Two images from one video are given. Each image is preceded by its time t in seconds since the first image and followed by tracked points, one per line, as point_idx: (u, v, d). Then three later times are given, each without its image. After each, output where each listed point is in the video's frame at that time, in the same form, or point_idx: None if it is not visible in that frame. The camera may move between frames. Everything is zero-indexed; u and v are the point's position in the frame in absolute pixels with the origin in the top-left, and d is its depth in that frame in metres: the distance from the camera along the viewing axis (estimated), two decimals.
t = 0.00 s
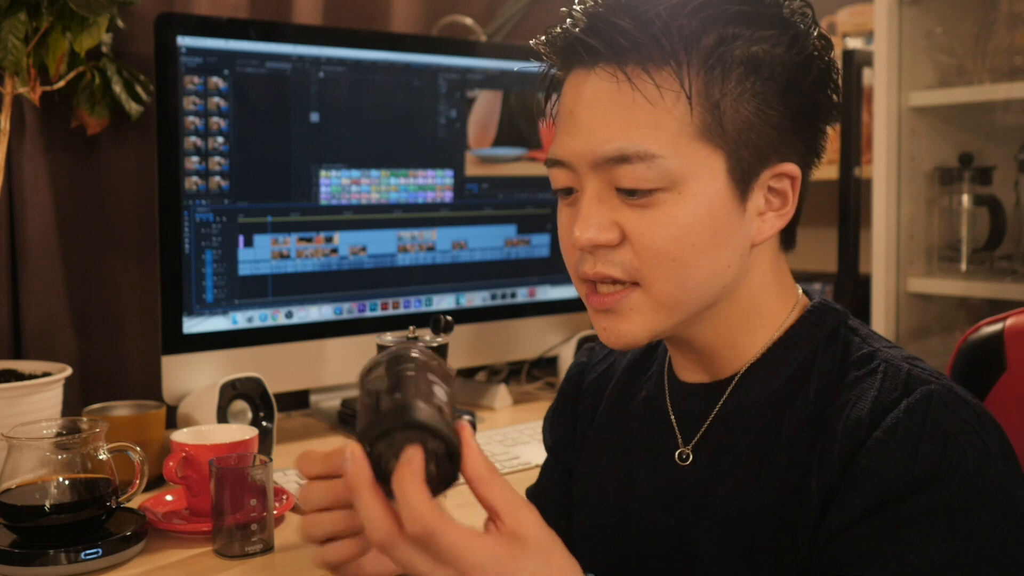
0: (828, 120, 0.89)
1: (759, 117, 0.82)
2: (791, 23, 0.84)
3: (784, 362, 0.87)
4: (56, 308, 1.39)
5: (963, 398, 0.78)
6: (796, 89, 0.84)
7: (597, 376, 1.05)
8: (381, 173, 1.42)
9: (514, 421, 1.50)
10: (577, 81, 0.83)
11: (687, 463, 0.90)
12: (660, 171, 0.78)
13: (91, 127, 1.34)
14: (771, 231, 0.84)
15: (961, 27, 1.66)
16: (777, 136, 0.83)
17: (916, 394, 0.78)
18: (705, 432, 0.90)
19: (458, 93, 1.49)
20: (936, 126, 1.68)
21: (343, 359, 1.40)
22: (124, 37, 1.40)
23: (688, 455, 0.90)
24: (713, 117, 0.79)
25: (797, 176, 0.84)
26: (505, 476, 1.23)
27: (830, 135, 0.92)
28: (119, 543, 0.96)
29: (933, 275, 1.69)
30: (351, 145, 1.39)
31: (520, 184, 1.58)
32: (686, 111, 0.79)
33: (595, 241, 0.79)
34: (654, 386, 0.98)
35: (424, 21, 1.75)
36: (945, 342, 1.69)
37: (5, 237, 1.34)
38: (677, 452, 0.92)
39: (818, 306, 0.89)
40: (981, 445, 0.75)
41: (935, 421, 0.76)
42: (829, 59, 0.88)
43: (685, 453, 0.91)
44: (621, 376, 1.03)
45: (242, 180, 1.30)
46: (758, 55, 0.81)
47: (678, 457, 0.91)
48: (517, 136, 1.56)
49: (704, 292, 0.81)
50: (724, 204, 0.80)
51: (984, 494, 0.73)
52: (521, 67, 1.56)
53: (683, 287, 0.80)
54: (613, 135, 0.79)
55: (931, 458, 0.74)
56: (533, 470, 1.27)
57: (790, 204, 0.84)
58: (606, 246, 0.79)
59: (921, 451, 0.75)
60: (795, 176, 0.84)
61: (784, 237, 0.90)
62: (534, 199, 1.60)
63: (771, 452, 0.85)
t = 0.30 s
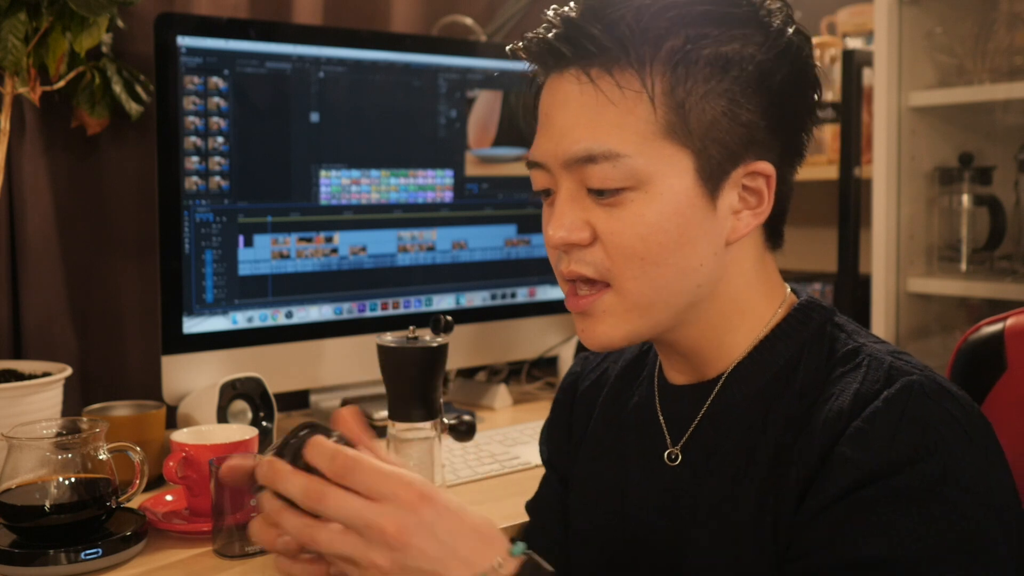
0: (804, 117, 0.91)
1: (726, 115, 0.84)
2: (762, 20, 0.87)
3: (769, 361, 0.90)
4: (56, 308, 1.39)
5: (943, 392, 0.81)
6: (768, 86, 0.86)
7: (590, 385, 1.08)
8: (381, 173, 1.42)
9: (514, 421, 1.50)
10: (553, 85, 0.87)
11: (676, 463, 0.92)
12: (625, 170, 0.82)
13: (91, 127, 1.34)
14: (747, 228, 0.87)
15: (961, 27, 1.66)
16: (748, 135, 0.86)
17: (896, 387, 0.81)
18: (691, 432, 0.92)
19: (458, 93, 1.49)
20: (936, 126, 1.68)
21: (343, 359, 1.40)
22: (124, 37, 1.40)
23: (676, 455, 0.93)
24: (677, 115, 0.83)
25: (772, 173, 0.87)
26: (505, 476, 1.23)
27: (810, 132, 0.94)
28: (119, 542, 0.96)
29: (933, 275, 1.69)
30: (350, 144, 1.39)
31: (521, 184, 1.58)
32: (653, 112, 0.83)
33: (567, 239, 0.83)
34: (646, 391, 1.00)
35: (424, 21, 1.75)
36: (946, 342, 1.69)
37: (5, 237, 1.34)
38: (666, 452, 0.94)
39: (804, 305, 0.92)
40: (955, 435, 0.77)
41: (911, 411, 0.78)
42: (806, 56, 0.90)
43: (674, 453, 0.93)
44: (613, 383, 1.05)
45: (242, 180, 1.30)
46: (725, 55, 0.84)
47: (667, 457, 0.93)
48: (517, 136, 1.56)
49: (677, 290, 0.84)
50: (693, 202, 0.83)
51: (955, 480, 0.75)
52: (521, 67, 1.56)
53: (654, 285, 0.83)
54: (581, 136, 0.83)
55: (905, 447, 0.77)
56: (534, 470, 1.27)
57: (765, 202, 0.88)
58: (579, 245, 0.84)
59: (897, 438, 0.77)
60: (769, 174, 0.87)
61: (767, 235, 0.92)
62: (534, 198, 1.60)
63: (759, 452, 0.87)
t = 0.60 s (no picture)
0: (765, 119, 0.92)
1: (673, 119, 0.86)
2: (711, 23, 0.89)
3: (734, 360, 0.90)
4: (56, 308, 1.39)
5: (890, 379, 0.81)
6: (720, 87, 0.87)
7: (584, 393, 1.09)
8: (381, 173, 1.42)
9: (514, 421, 1.50)
10: (511, 102, 0.91)
11: (650, 463, 0.94)
12: (575, 179, 0.85)
13: (91, 127, 1.34)
14: (706, 228, 0.88)
15: (961, 27, 1.67)
16: (698, 136, 0.87)
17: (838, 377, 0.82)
18: (665, 428, 0.94)
19: (458, 93, 1.49)
20: (936, 126, 1.68)
21: (343, 359, 1.40)
22: (124, 37, 1.40)
23: (652, 455, 0.94)
24: (621, 124, 0.85)
25: (725, 173, 0.88)
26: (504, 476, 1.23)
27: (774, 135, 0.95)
28: (119, 542, 0.96)
29: (933, 275, 1.69)
30: (350, 144, 1.39)
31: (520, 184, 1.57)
32: (600, 122, 0.85)
33: (528, 248, 0.87)
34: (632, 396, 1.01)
35: (424, 21, 1.75)
36: (946, 342, 1.69)
37: (5, 237, 1.33)
38: (642, 452, 0.95)
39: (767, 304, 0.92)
40: (897, 418, 0.78)
41: (851, 401, 0.79)
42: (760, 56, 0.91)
43: (649, 453, 0.94)
44: (605, 388, 1.06)
45: (242, 180, 1.30)
46: (671, 61, 0.86)
47: (642, 457, 0.95)
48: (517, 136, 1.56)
49: (633, 292, 0.87)
50: (642, 207, 0.85)
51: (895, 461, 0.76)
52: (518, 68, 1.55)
53: (610, 287, 0.86)
54: (532, 149, 0.86)
55: (843, 432, 0.78)
56: (534, 470, 1.27)
57: (722, 201, 0.88)
58: (540, 253, 0.88)
59: (835, 426, 0.79)
60: (724, 174, 0.88)
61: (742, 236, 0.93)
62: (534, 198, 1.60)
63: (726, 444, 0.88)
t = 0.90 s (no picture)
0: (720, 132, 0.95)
1: (658, 125, 0.87)
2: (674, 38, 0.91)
3: (708, 361, 0.90)
4: (56, 307, 1.39)
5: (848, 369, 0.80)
6: (689, 99, 0.90)
7: (574, 404, 1.11)
8: (381, 173, 1.42)
9: (514, 421, 1.50)
10: (485, 116, 0.88)
11: (635, 474, 0.94)
12: (575, 179, 0.83)
13: (91, 127, 1.34)
14: (688, 232, 0.89)
15: (961, 27, 1.66)
16: (676, 142, 0.88)
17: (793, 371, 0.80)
18: (650, 433, 0.94)
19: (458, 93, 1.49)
20: (936, 126, 1.68)
21: (343, 360, 1.40)
22: (124, 37, 1.40)
23: (635, 467, 0.94)
24: (617, 127, 0.85)
25: (700, 176, 0.90)
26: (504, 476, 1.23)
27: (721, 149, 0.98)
28: (119, 542, 0.96)
29: (933, 275, 1.69)
30: (349, 144, 1.39)
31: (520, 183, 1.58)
32: (593, 125, 0.84)
33: (527, 258, 0.84)
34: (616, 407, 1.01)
35: (424, 21, 1.75)
36: (945, 342, 1.69)
37: (5, 237, 1.33)
38: (625, 465, 0.96)
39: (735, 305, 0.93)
40: (851, 406, 0.76)
41: (806, 393, 0.78)
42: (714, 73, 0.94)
43: (632, 465, 0.95)
44: (595, 396, 1.07)
45: (242, 180, 1.30)
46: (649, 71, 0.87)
47: (626, 469, 0.95)
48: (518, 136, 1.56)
49: (635, 293, 0.85)
50: (640, 207, 0.84)
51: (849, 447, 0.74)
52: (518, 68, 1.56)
53: (615, 288, 0.84)
54: (527, 152, 0.84)
55: (794, 421, 0.76)
56: (534, 470, 1.27)
57: (700, 205, 0.90)
58: (537, 261, 0.85)
59: (787, 417, 0.77)
60: (700, 177, 0.90)
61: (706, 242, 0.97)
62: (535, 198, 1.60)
63: (697, 443, 0.87)
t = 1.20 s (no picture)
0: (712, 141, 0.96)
1: (666, 128, 0.87)
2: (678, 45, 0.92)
3: (706, 365, 0.89)
4: (56, 308, 1.39)
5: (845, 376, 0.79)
6: (692, 105, 0.91)
7: (571, 406, 1.11)
8: (381, 173, 1.42)
9: (514, 421, 1.50)
10: (493, 118, 0.87)
11: (624, 478, 0.95)
12: (592, 180, 0.82)
13: (91, 127, 1.34)
14: (691, 235, 0.89)
15: (961, 27, 1.67)
16: (680, 148, 0.89)
17: (790, 379, 0.80)
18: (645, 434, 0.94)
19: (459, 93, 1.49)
20: (936, 126, 1.68)
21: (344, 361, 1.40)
22: (124, 37, 1.40)
23: (625, 471, 0.96)
24: (630, 130, 0.85)
25: (704, 181, 0.90)
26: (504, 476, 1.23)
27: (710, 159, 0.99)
28: (119, 542, 0.96)
29: (934, 275, 1.69)
30: (350, 144, 1.39)
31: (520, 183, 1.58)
32: (607, 127, 0.84)
33: (540, 265, 0.83)
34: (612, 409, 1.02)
35: (424, 21, 1.75)
36: (946, 342, 1.69)
37: (5, 237, 1.33)
38: (615, 467, 0.97)
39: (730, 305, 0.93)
40: (846, 413, 0.76)
41: (800, 401, 0.77)
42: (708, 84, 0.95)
43: (622, 468, 0.96)
44: (591, 398, 1.08)
45: (242, 180, 1.30)
46: (654, 75, 0.88)
47: (616, 472, 0.96)
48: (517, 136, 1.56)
49: (643, 298, 0.84)
50: (652, 210, 0.84)
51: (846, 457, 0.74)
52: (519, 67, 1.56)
53: (624, 294, 0.83)
54: (542, 152, 0.83)
55: (790, 430, 0.76)
56: (534, 470, 1.27)
57: (702, 209, 0.90)
58: (550, 270, 0.83)
59: (786, 426, 0.77)
60: (703, 182, 0.90)
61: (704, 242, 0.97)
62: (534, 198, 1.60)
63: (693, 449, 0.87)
